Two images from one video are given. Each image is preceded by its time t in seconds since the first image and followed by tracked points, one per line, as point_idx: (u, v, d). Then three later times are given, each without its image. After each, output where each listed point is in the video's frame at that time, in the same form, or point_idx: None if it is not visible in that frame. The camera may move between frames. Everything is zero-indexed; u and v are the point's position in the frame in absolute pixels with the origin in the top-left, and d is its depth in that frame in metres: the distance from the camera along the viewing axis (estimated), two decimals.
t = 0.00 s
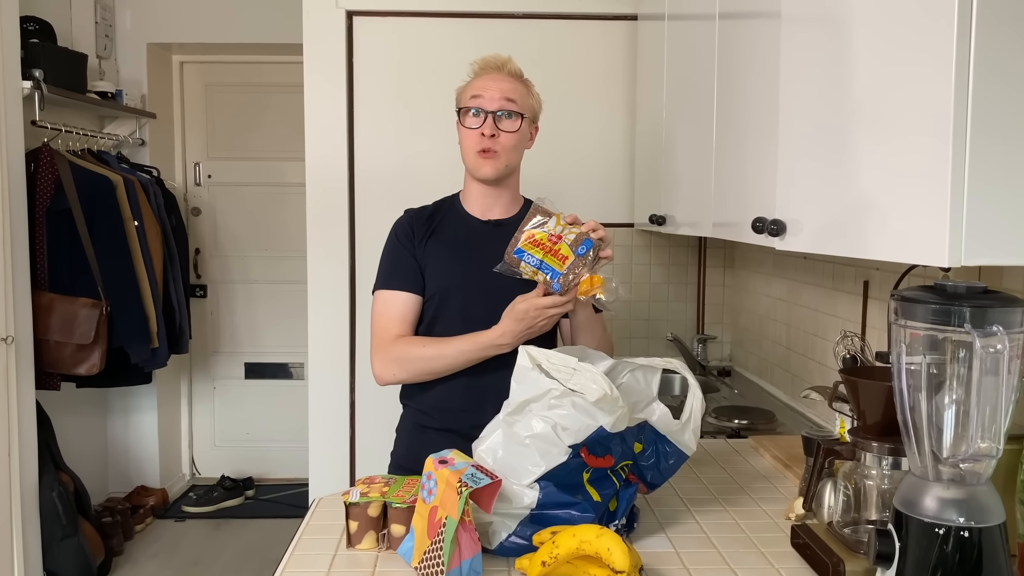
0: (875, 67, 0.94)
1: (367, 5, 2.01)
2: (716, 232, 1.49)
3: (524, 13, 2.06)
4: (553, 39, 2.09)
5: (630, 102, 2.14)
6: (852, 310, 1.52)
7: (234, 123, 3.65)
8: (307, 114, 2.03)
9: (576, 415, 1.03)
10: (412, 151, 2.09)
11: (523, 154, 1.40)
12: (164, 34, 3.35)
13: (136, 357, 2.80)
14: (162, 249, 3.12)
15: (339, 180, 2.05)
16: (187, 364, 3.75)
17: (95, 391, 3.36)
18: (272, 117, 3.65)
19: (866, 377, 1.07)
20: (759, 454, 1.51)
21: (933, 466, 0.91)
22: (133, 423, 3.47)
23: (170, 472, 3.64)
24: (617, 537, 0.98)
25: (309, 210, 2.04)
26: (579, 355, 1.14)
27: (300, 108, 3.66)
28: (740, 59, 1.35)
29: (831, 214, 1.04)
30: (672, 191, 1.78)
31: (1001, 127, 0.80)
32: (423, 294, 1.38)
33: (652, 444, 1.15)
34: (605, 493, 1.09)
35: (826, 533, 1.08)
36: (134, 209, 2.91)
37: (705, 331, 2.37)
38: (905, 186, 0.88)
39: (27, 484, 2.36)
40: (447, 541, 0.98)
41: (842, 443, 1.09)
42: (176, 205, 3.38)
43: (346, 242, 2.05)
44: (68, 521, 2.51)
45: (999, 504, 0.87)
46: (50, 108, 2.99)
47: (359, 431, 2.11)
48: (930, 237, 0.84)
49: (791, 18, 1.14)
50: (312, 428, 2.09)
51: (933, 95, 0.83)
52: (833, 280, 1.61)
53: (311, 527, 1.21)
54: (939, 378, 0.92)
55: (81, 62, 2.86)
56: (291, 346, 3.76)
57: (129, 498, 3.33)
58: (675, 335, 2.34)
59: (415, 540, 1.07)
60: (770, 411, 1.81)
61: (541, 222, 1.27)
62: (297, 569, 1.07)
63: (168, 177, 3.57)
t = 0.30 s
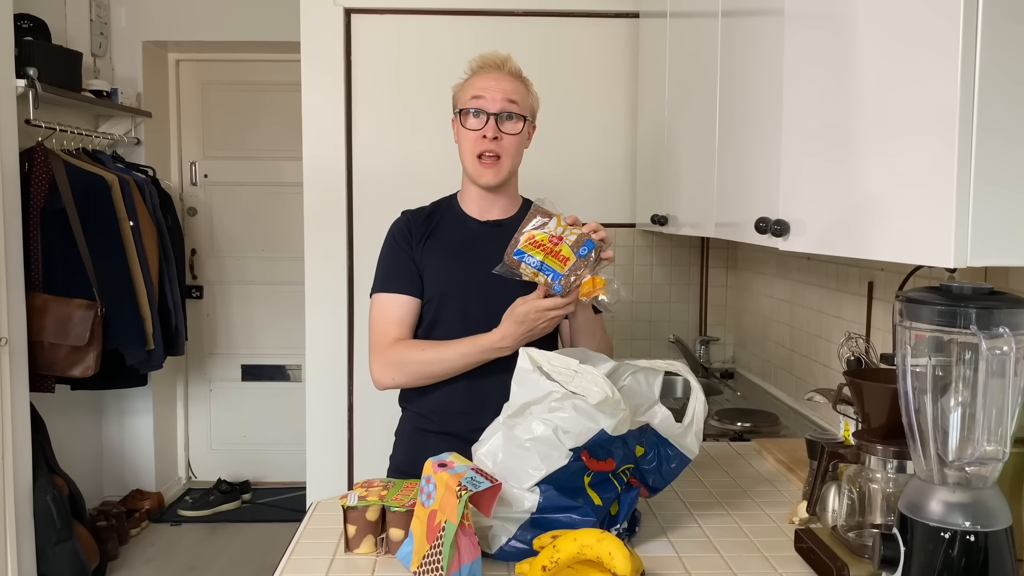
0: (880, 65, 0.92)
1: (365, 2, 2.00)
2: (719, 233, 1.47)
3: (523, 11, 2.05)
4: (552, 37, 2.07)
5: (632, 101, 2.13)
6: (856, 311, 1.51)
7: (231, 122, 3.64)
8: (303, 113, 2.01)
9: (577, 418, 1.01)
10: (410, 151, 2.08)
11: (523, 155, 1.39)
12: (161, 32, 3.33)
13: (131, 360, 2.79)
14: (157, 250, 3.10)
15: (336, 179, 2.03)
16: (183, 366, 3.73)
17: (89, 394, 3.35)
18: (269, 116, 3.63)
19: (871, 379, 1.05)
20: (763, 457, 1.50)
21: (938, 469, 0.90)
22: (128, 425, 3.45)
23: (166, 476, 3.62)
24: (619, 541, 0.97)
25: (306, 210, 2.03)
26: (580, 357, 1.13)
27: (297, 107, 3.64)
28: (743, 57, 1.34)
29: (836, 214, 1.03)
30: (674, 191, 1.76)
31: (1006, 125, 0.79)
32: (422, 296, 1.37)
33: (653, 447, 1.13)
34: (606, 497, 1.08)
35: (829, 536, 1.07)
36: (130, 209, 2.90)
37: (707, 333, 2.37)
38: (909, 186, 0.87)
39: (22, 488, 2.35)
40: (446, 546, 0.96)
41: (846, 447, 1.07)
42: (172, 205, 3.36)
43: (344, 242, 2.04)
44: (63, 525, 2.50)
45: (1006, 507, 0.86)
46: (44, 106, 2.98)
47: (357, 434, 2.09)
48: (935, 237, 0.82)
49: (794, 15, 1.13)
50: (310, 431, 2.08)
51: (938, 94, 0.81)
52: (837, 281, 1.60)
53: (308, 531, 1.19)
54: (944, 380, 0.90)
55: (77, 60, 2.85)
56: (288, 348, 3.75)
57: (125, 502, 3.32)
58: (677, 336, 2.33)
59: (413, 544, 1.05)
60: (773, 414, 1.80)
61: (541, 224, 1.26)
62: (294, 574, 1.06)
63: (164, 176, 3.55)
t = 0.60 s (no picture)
0: (885, 63, 0.91)
1: None
2: (722, 233, 1.46)
3: (523, 8, 2.04)
4: (551, 35, 2.06)
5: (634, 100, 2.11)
6: (860, 313, 1.50)
7: (228, 120, 3.62)
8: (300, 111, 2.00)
9: (578, 421, 1.00)
10: (409, 150, 2.06)
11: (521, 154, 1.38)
12: (158, 31, 3.32)
13: (126, 361, 2.77)
14: (152, 250, 3.09)
15: (334, 178, 2.02)
16: (179, 368, 3.72)
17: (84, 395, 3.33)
18: (265, 115, 3.62)
19: (876, 381, 1.04)
20: (766, 460, 1.48)
21: (943, 472, 0.88)
22: (124, 428, 3.43)
23: (162, 478, 3.60)
24: (620, 545, 0.96)
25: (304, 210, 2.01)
26: (582, 358, 1.12)
27: (293, 105, 3.62)
28: (745, 55, 1.33)
29: (840, 214, 1.02)
30: (676, 190, 1.75)
31: (1014, 124, 0.77)
32: (420, 299, 1.35)
33: (655, 450, 1.12)
34: (607, 500, 1.06)
35: (833, 541, 1.06)
36: (124, 209, 2.88)
37: (710, 334, 2.35)
38: (915, 185, 0.86)
39: (15, 492, 2.33)
40: (445, 550, 0.95)
41: (850, 449, 1.06)
42: (167, 205, 3.34)
43: (342, 242, 2.03)
44: (57, 529, 2.47)
45: (1011, 511, 0.85)
46: (38, 105, 2.97)
47: (355, 437, 2.08)
48: (941, 237, 0.81)
49: (797, 14, 1.12)
50: (307, 433, 2.06)
51: (945, 91, 0.80)
52: (841, 283, 1.59)
53: (306, 535, 1.18)
54: (949, 383, 0.89)
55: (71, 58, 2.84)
56: (284, 349, 3.74)
57: (119, 505, 3.31)
58: (679, 338, 2.31)
59: (413, 548, 1.04)
60: (776, 416, 1.79)
61: (539, 223, 1.24)
62: None
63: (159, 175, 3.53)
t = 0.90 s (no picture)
0: (888, 60, 0.90)
1: None
2: (724, 232, 1.45)
3: (523, 5, 2.02)
4: (549, 33, 2.05)
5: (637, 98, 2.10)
6: (864, 313, 1.49)
7: (223, 119, 3.61)
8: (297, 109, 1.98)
9: (579, 423, 0.99)
10: (410, 151, 2.05)
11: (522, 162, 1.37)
12: (155, 30, 3.30)
13: (122, 363, 2.77)
14: (149, 250, 3.07)
15: (331, 177, 2.00)
16: (175, 369, 3.70)
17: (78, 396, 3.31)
18: (259, 112, 3.60)
19: (880, 383, 1.03)
20: (770, 463, 1.47)
21: (948, 475, 0.87)
22: (118, 430, 3.42)
23: (158, 482, 3.59)
24: (621, 549, 0.94)
25: (302, 210, 2.00)
26: (584, 360, 1.10)
27: (291, 104, 3.61)
28: (747, 55, 1.32)
29: (844, 214, 1.00)
30: (677, 189, 1.75)
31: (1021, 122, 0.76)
32: (417, 301, 1.34)
33: (657, 453, 1.11)
34: (609, 504, 1.05)
35: (838, 545, 1.05)
36: (120, 210, 2.85)
37: (712, 335, 2.33)
38: (920, 184, 0.84)
39: (8, 499, 2.32)
40: (445, 553, 0.94)
41: (855, 452, 1.03)
42: (164, 205, 3.33)
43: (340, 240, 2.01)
44: (52, 533, 2.46)
45: (1018, 515, 0.84)
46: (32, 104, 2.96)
47: (354, 441, 2.06)
48: (946, 237, 0.80)
49: (801, 10, 1.10)
50: (305, 435, 2.05)
51: (949, 88, 0.79)
52: (844, 283, 1.58)
53: (304, 539, 1.16)
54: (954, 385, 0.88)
55: (67, 55, 2.82)
56: (280, 352, 3.72)
57: (114, 510, 3.29)
58: (681, 339, 2.29)
59: (411, 552, 1.03)
60: (779, 419, 1.78)
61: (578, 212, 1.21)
62: None
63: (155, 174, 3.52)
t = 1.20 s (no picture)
0: (859, 75, 0.99)
1: (376, 15, 2.07)
2: (706, 231, 1.54)
3: (522, 22, 2.12)
4: (554, 45, 2.15)
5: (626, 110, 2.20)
6: (836, 305, 1.58)
7: (246, 127, 3.72)
8: (315, 117, 2.08)
9: (574, 406, 1.08)
10: (420, 154, 2.15)
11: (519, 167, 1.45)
12: (178, 41, 3.41)
13: (154, 351, 2.88)
14: (178, 247, 3.18)
15: (346, 181, 2.11)
16: (202, 356, 3.81)
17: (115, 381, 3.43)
18: (283, 122, 3.72)
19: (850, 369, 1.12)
20: (748, 442, 1.56)
21: (913, 454, 0.95)
22: (151, 413, 3.53)
23: (187, 459, 3.70)
24: (613, 522, 1.03)
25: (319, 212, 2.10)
26: (578, 349, 1.20)
27: (310, 113, 3.72)
28: (728, 67, 1.41)
29: (817, 214, 1.09)
30: (665, 188, 1.84)
31: (977, 133, 0.85)
32: (418, 298, 1.44)
33: (645, 434, 1.20)
34: (601, 480, 1.14)
35: (812, 518, 1.14)
36: (152, 209, 2.98)
37: (695, 325, 2.43)
38: (887, 188, 0.93)
39: (51, 474, 2.42)
40: (451, 525, 1.03)
41: (826, 432, 1.12)
42: (192, 205, 3.44)
43: (354, 243, 2.11)
44: (90, 507, 2.59)
45: (977, 490, 0.90)
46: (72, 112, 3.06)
47: (366, 423, 2.16)
48: (911, 236, 0.89)
49: (778, 27, 1.20)
50: (322, 420, 2.15)
51: (915, 102, 0.88)
52: (817, 278, 1.67)
53: (321, 512, 1.26)
54: (918, 370, 0.95)
55: (101, 68, 2.95)
56: (301, 340, 3.83)
57: (148, 484, 3.40)
58: (667, 328, 2.39)
59: (420, 524, 1.12)
60: (757, 402, 1.87)
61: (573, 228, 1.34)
62: (310, 552, 1.12)
63: (184, 177, 3.63)
